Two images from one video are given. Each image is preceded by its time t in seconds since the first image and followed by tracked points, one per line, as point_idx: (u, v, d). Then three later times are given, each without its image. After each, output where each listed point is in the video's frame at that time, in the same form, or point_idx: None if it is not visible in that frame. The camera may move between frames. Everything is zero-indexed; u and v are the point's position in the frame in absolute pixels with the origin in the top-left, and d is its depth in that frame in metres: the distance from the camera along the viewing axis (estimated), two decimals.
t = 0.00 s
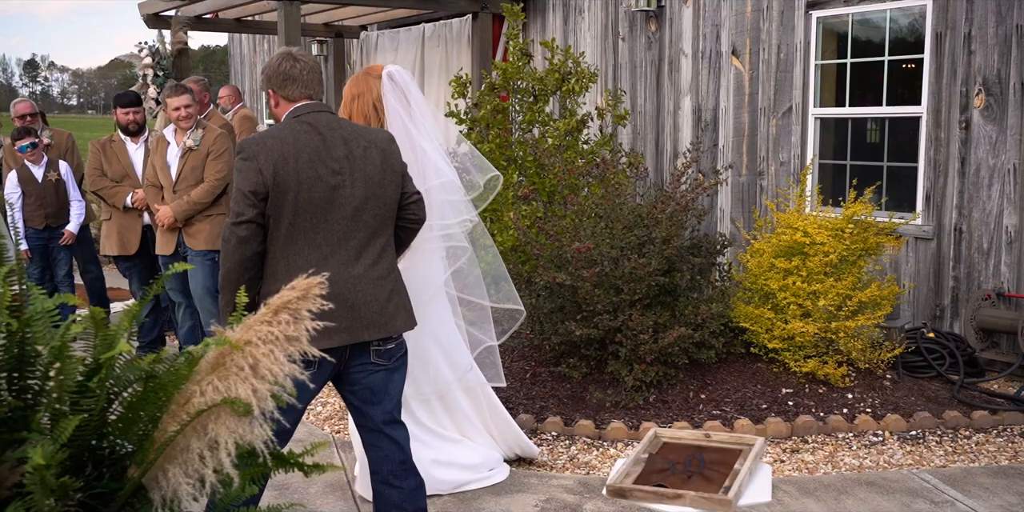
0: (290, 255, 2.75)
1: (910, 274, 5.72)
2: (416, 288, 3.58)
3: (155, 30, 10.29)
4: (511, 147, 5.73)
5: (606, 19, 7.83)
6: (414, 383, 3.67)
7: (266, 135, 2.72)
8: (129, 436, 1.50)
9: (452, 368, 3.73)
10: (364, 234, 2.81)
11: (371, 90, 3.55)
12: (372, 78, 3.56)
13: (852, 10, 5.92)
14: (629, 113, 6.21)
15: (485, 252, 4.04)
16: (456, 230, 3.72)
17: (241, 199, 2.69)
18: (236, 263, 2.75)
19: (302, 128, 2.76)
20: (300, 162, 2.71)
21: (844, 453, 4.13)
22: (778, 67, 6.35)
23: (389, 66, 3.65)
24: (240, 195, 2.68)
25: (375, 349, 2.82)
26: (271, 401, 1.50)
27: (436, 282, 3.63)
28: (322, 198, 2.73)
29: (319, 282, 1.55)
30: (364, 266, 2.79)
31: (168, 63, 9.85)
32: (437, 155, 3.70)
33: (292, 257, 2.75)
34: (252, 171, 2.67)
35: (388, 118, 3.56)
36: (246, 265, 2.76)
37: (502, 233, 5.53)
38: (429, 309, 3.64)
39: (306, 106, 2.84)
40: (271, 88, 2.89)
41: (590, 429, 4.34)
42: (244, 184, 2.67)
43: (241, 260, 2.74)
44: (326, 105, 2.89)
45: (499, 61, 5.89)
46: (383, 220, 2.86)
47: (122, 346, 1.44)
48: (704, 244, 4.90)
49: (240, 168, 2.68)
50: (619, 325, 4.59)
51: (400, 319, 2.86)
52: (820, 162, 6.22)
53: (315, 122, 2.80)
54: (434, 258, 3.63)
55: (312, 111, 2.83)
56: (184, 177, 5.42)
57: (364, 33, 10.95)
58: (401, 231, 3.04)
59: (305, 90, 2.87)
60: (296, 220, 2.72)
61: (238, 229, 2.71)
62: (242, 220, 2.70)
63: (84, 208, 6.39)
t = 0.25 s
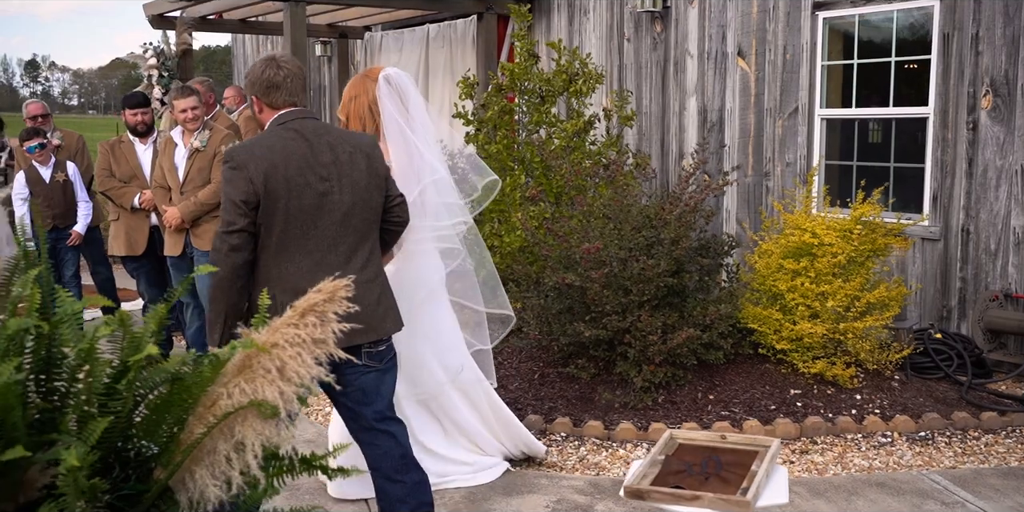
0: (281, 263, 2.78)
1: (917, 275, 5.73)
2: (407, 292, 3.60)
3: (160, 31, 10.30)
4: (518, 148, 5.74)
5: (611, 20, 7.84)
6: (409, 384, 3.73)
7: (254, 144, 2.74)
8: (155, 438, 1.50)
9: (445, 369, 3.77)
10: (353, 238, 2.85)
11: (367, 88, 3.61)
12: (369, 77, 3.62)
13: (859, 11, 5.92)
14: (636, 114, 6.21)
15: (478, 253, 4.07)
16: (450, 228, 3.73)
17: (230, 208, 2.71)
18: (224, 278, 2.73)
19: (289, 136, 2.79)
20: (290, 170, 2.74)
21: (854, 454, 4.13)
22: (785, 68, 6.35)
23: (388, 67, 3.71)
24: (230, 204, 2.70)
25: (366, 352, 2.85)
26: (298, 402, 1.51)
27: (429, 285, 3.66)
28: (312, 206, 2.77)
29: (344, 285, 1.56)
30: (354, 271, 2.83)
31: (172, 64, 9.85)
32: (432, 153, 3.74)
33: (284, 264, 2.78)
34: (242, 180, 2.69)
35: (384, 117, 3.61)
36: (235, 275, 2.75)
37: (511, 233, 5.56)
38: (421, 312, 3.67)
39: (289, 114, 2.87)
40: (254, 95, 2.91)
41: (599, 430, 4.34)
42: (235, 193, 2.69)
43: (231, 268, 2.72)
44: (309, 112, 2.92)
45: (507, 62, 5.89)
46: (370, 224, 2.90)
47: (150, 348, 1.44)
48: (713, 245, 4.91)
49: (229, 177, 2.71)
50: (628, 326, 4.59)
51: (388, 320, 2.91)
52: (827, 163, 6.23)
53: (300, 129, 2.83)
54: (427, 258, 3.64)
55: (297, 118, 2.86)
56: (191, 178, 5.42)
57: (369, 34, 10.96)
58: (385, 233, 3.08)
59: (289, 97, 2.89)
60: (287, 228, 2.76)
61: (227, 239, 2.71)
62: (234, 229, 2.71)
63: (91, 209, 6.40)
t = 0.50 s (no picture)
0: (266, 260, 2.86)
1: (925, 275, 5.73)
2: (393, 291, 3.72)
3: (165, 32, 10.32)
4: (525, 148, 5.75)
5: (617, 20, 7.84)
6: (402, 379, 3.83)
7: (239, 143, 2.82)
8: (182, 438, 1.51)
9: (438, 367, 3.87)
10: (337, 235, 2.95)
11: (364, 87, 3.68)
12: (365, 78, 3.70)
13: (866, 11, 5.92)
14: (643, 115, 6.21)
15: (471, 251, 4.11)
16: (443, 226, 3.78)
17: (216, 207, 2.78)
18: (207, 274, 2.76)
19: (273, 134, 2.87)
20: (275, 169, 2.83)
21: (864, 455, 4.13)
22: (791, 68, 6.34)
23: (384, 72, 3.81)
24: (215, 202, 2.77)
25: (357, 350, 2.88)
26: (325, 403, 1.51)
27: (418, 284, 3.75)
28: (297, 204, 2.87)
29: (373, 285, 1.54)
30: (338, 267, 2.93)
31: (178, 64, 9.85)
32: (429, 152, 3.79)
33: (269, 261, 2.86)
34: (228, 179, 2.77)
35: (381, 114, 3.66)
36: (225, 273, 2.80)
37: (519, 233, 5.59)
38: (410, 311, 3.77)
39: (274, 111, 2.94)
40: (237, 92, 2.98)
41: (609, 430, 4.34)
42: (221, 192, 2.77)
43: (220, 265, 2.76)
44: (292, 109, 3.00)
45: (515, 63, 5.90)
46: (353, 219, 3.00)
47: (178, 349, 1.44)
48: (721, 245, 4.92)
49: (214, 176, 2.78)
50: (637, 326, 4.60)
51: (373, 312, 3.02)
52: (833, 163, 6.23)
53: (285, 127, 2.91)
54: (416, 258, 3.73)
55: (281, 115, 2.93)
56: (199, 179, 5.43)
57: (373, 34, 10.96)
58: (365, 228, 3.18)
59: (272, 95, 2.97)
60: (274, 226, 2.84)
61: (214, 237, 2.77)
62: (220, 227, 2.78)
63: (98, 209, 6.40)
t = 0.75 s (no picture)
0: (254, 255, 2.78)
1: (932, 275, 5.73)
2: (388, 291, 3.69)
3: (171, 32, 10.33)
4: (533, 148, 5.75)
5: (623, 20, 7.84)
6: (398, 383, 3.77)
7: (228, 137, 2.75)
8: (208, 438, 1.52)
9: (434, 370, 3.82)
10: (325, 230, 2.87)
11: (359, 90, 3.72)
12: (362, 81, 3.74)
13: (873, 11, 5.92)
14: (651, 115, 6.20)
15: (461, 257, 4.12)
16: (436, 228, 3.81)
17: (203, 199, 2.70)
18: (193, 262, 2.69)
19: (262, 129, 2.80)
20: (264, 163, 2.76)
21: (873, 455, 4.12)
22: (798, 69, 6.33)
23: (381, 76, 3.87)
24: (203, 195, 2.70)
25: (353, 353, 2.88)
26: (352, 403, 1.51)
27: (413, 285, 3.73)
28: (287, 199, 2.80)
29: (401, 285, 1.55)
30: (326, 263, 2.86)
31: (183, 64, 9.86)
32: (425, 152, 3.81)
33: (257, 256, 2.78)
34: (217, 172, 2.70)
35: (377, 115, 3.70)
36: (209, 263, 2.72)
37: (527, 233, 5.60)
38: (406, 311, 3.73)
39: (262, 105, 2.87)
40: (226, 86, 2.88)
41: (618, 430, 4.35)
42: (210, 184, 2.69)
43: (206, 257, 2.69)
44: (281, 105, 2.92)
45: (523, 63, 5.90)
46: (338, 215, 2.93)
47: (207, 348, 1.46)
48: (731, 245, 4.92)
49: (203, 168, 2.71)
50: (646, 326, 4.61)
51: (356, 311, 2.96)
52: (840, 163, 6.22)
53: (273, 121, 2.85)
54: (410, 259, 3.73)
55: (269, 109, 2.86)
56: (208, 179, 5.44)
57: (377, 34, 10.96)
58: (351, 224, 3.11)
59: (263, 91, 2.87)
60: (263, 220, 2.77)
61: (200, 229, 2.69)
62: (207, 220, 2.69)
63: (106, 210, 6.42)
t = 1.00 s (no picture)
0: (246, 252, 2.79)
1: (941, 276, 5.72)
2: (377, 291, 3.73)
3: (176, 32, 10.33)
4: (540, 148, 5.76)
5: (628, 20, 7.84)
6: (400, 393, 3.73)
7: (223, 133, 2.74)
8: (231, 439, 1.52)
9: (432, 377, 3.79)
10: (315, 228, 2.91)
11: (352, 92, 3.72)
12: (355, 82, 3.75)
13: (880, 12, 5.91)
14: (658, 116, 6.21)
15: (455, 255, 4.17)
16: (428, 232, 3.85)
17: (197, 196, 2.69)
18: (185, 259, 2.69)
19: (257, 127, 2.79)
20: (260, 161, 2.76)
21: (884, 456, 4.12)
22: (805, 69, 6.33)
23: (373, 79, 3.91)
24: (198, 192, 2.69)
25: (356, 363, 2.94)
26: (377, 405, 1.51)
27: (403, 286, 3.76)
28: (281, 197, 2.80)
29: (427, 286, 1.54)
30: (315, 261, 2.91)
31: (188, 64, 9.88)
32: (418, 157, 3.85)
33: (250, 253, 2.80)
34: (213, 169, 2.69)
35: (371, 117, 3.71)
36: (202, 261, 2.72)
37: (534, 234, 5.60)
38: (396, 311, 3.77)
39: (257, 102, 2.85)
40: (220, 81, 2.85)
41: (628, 431, 4.34)
42: (205, 181, 2.69)
43: (191, 254, 2.69)
44: (273, 101, 2.90)
45: (530, 63, 5.90)
46: (326, 214, 2.96)
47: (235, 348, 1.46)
48: (740, 246, 4.92)
49: (198, 164, 2.69)
50: (656, 327, 4.61)
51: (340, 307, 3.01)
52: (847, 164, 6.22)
53: (268, 119, 2.83)
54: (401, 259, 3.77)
55: (263, 107, 2.85)
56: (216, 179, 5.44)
57: (382, 35, 10.96)
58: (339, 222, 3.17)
59: (257, 88, 2.86)
60: (257, 219, 2.78)
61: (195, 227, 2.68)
62: (200, 217, 2.68)
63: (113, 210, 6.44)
